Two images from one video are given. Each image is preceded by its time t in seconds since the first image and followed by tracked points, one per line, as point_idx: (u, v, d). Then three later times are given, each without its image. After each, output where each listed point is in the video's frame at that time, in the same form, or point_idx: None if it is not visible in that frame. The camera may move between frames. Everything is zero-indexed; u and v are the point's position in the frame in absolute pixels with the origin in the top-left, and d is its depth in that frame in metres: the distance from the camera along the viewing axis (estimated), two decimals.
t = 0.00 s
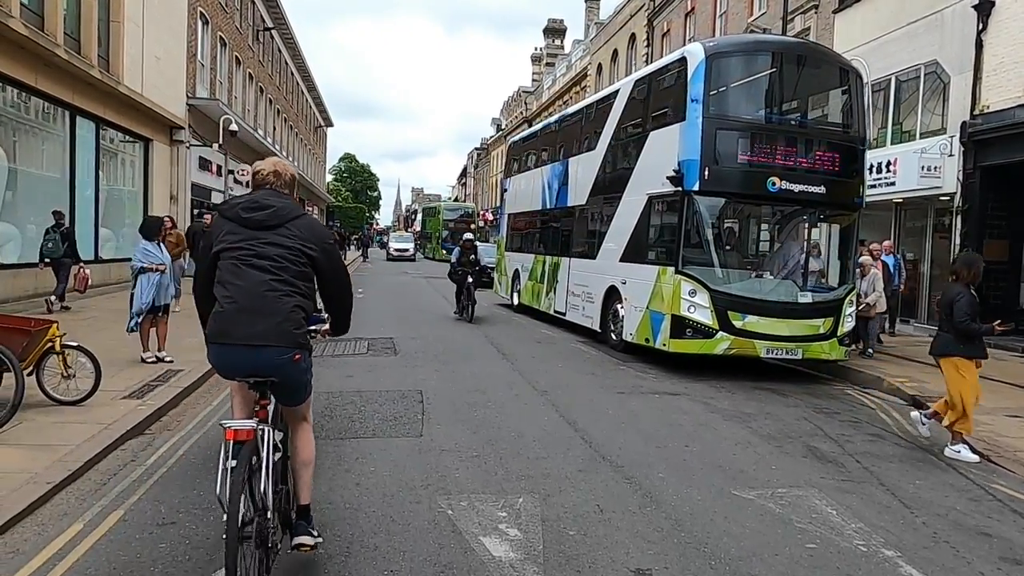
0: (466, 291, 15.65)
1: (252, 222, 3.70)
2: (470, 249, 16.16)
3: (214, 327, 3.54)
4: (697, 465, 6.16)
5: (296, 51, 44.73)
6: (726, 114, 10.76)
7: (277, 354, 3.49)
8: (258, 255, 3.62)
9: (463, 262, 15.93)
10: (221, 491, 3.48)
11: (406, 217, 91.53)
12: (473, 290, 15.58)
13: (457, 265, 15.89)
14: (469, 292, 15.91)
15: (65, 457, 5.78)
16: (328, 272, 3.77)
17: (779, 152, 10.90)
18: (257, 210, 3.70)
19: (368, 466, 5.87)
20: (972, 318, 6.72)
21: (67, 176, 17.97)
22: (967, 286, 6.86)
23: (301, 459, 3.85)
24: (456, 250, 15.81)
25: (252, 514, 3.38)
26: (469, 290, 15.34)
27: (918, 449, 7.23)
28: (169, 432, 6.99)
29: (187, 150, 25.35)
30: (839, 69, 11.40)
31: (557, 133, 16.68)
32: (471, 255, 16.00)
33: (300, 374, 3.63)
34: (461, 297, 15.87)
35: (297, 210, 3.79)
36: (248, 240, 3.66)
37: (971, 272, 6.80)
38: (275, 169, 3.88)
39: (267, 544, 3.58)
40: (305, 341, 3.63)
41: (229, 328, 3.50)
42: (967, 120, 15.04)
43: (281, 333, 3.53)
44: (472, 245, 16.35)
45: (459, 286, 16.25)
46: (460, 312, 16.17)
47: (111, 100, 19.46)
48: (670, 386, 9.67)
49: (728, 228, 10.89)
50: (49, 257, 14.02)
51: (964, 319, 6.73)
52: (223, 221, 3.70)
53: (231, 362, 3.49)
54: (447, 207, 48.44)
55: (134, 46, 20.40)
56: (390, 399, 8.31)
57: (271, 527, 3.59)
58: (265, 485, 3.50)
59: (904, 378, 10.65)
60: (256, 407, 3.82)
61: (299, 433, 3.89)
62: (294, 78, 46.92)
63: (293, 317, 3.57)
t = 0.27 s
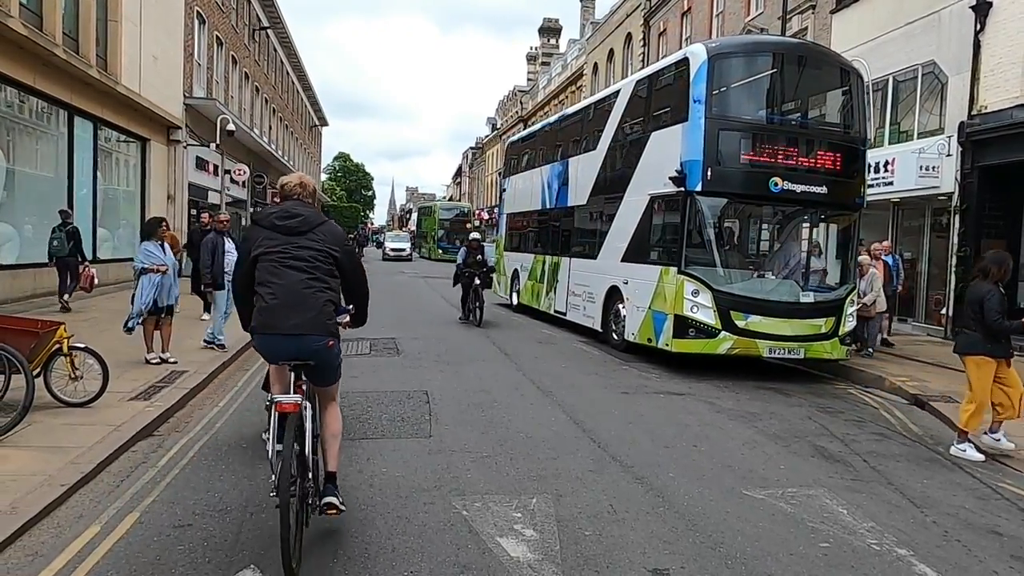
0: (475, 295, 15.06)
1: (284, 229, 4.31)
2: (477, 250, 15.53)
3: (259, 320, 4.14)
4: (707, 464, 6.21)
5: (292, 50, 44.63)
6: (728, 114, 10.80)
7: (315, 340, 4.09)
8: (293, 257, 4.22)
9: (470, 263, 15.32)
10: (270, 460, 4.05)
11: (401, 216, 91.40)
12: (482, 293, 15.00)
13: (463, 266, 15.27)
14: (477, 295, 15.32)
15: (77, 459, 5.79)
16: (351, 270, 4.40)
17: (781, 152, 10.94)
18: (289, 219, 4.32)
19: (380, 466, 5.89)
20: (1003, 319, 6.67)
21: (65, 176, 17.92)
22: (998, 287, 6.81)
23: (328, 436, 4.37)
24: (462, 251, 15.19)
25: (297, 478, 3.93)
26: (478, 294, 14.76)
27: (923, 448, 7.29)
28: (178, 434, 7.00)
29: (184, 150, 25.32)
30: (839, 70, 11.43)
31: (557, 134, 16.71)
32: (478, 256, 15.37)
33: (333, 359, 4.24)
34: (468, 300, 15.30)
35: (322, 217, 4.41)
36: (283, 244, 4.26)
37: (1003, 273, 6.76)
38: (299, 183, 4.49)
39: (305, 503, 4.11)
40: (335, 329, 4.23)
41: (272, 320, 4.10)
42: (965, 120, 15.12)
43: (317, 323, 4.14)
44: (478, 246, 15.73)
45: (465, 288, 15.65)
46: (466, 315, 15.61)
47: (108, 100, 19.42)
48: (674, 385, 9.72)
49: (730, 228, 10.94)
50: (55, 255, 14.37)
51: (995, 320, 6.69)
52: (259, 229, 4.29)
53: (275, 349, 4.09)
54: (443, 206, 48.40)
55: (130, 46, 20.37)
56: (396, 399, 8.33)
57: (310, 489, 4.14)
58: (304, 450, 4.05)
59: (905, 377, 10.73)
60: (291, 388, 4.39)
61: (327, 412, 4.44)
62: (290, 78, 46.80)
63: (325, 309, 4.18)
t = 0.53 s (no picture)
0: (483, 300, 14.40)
1: (309, 236, 5.22)
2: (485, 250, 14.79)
3: (293, 313, 5.01)
4: (716, 464, 6.27)
5: (287, 51, 44.58)
6: (730, 116, 10.87)
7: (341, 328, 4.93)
8: (319, 259, 5.12)
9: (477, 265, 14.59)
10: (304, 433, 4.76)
11: (396, 217, 91.29)
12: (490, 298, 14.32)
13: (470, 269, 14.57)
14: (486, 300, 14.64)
15: (91, 462, 5.83)
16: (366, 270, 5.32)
17: (782, 154, 11.00)
18: (312, 228, 5.23)
19: (393, 467, 5.94)
20: None
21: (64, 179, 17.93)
22: None
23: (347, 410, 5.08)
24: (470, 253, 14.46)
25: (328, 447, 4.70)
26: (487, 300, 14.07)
27: (927, 446, 7.38)
28: (188, 436, 7.04)
29: (182, 152, 25.32)
30: (840, 71, 11.49)
31: (556, 135, 16.76)
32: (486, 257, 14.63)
33: (353, 345, 5.10)
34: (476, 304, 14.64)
35: (340, 227, 5.34)
36: (309, 249, 5.16)
37: None
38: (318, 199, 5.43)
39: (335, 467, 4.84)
40: (355, 320, 5.11)
41: (304, 313, 4.97)
42: (963, 121, 15.23)
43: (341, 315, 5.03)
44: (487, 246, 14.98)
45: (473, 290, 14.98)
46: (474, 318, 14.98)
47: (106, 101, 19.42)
48: (677, 385, 9.78)
49: (733, 229, 11.00)
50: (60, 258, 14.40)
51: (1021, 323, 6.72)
52: (288, 238, 5.18)
53: (307, 337, 4.94)
54: (439, 207, 48.40)
55: (128, 48, 20.38)
56: (403, 400, 8.37)
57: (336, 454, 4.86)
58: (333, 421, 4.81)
59: (906, 377, 10.83)
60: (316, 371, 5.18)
61: (346, 390, 5.22)
62: (285, 79, 46.74)
63: (347, 303, 5.06)
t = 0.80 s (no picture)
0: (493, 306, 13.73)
1: (325, 243, 5.90)
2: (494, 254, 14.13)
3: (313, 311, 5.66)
4: (723, 465, 6.35)
5: (282, 52, 44.54)
6: (730, 120, 10.96)
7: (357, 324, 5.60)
8: (335, 264, 5.78)
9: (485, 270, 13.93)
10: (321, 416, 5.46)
11: (390, 218, 91.24)
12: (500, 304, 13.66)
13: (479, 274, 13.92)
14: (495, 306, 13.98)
15: (104, 466, 5.88)
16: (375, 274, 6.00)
17: (782, 157, 11.10)
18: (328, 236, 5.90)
19: (404, 469, 6.00)
20: None
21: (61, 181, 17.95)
22: None
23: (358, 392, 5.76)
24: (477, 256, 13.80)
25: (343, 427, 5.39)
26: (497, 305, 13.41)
27: (928, 447, 7.48)
28: (196, 439, 7.08)
29: (178, 154, 25.33)
30: (839, 75, 11.57)
31: (554, 137, 16.84)
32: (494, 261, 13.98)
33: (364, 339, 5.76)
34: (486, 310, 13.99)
35: (352, 236, 6.02)
36: (326, 255, 5.83)
37: None
38: (331, 210, 6.11)
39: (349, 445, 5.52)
40: (367, 317, 5.79)
41: (324, 310, 5.62)
42: (958, 124, 15.36)
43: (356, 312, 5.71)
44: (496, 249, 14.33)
45: (481, 295, 14.33)
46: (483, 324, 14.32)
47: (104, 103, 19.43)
48: (679, 387, 9.86)
49: (733, 232, 11.09)
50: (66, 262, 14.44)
51: None
52: (307, 244, 5.84)
53: (326, 332, 5.60)
54: (434, 209, 48.41)
55: (126, 51, 20.40)
56: (409, 403, 8.42)
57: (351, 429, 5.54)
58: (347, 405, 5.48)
59: (905, 378, 10.95)
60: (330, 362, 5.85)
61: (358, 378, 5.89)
62: (280, 81, 46.69)
63: (360, 302, 5.73)
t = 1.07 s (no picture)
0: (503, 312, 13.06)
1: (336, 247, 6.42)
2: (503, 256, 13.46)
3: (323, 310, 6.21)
4: (729, 467, 6.39)
5: (276, 53, 44.47)
6: (731, 123, 11.02)
7: (364, 322, 6.15)
8: (344, 268, 6.31)
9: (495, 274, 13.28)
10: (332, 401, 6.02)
11: (384, 220, 91.16)
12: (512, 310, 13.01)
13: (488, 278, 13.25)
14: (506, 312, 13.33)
15: (115, 470, 5.91)
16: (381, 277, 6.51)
17: (782, 160, 11.17)
18: (339, 241, 6.42)
19: (414, 473, 6.02)
20: None
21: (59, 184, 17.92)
22: None
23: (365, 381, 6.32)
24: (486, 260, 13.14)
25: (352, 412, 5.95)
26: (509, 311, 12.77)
27: (931, 448, 7.55)
28: (204, 444, 7.09)
29: (175, 155, 25.30)
30: (838, 78, 11.64)
31: (553, 140, 16.88)
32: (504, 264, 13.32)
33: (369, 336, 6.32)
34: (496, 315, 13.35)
35: (361, 242, 6.54)
36: (336, 258, 6.36)
37: None
38: (342, 218, 6.63)
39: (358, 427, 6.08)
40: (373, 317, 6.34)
41: (334, 309, 6.17)
42: (955, 127, 15.47)
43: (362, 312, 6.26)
44: (505, 251, 13.66)
45: (490, 300, 13.67)
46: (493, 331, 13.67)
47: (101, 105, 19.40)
48: (682, 389, 9.92)
49: (734, 235, 11.15)
50: (74, 265, 14.46)
51: None
52: (319, 248, 6.36)
53: (335, 329, 6.15)
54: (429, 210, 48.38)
55: (123, 52, 20.39)
56: (414, 405, 8.45)
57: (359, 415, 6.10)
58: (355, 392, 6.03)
59: (905, 379, 11.03)
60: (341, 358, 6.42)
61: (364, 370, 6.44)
62: (274, 82, 46.61)
63: (365, 302, 6.26)
